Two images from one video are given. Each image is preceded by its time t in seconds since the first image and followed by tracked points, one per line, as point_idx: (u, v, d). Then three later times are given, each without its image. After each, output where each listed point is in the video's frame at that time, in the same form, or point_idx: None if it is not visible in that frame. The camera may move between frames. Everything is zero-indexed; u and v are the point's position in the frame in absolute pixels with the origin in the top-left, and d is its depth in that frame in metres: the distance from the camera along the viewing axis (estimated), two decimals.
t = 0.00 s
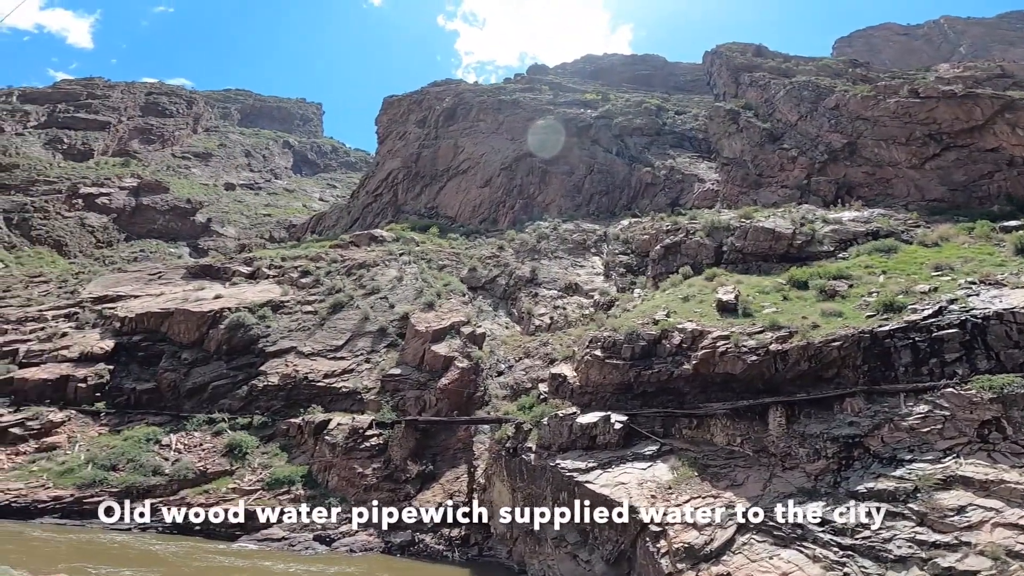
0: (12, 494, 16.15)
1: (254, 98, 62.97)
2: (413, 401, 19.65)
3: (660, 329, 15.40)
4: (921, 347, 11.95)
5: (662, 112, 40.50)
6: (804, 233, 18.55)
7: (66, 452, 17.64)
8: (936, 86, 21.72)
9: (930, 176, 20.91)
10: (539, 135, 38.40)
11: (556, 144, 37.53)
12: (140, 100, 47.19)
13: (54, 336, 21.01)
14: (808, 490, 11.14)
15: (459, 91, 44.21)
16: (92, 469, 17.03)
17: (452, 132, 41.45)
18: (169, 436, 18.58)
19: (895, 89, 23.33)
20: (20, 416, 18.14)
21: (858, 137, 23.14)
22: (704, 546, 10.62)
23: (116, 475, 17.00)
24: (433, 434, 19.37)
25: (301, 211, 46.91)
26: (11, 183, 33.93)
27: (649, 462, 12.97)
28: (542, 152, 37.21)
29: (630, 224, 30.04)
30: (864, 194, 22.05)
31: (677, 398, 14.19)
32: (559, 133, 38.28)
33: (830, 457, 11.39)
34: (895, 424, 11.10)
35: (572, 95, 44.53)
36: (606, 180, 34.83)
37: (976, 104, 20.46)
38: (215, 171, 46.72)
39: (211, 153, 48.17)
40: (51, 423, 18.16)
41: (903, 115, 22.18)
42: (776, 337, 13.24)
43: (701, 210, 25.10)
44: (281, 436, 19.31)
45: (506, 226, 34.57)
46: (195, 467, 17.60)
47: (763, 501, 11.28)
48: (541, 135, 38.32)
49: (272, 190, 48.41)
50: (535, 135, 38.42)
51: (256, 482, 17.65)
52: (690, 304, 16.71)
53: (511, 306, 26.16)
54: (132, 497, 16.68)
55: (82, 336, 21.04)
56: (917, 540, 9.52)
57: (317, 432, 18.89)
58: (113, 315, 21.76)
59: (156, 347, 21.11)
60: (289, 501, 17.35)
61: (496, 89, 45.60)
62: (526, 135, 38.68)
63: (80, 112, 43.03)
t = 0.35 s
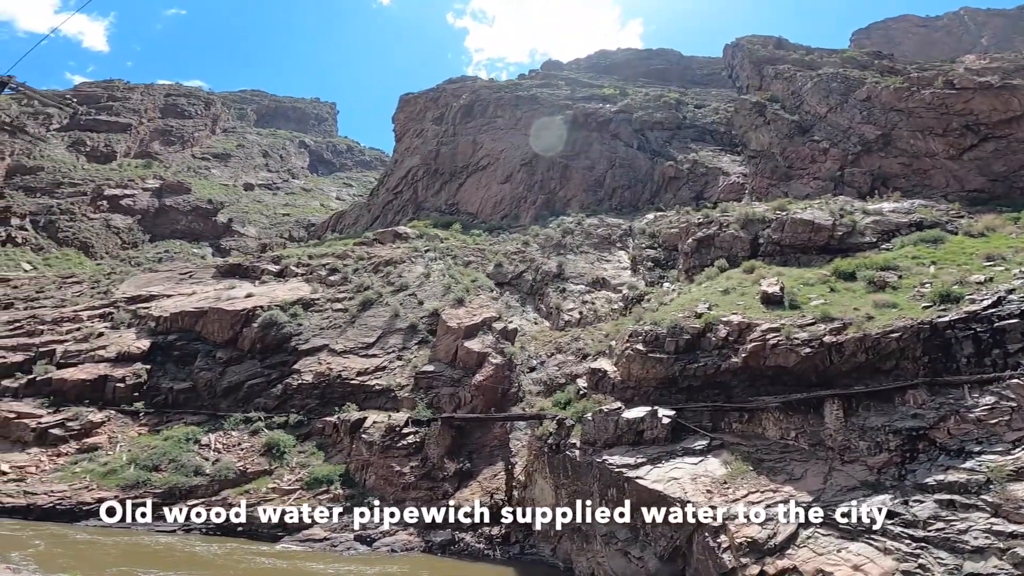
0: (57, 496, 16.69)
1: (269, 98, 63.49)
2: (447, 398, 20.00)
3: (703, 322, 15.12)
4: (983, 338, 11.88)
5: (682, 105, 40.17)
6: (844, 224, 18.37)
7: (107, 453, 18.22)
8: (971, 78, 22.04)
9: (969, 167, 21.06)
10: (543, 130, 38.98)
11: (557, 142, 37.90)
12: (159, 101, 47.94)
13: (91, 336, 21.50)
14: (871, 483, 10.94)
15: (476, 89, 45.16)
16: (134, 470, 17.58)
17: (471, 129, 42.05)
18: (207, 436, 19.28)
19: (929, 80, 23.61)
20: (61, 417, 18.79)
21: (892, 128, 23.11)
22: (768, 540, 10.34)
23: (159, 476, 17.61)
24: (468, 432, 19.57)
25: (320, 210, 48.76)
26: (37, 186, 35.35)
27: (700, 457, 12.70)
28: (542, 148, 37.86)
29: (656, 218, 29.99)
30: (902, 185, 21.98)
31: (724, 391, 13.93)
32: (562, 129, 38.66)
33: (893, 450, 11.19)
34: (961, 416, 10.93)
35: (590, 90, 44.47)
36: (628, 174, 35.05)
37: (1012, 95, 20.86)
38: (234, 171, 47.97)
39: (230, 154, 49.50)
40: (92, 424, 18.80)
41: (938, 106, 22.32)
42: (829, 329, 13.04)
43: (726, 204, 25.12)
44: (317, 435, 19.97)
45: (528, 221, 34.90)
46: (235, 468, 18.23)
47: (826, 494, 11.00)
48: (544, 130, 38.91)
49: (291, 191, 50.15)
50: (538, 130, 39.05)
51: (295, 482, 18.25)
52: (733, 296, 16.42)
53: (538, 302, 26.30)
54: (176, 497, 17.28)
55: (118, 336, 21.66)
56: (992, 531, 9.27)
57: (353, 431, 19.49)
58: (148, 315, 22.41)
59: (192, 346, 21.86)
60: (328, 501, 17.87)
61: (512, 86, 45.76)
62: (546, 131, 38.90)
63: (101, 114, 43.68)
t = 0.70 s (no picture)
0: (85, 493, 16.57)
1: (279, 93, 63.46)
2: (473, 393, 19.89)
3: (739, 317, 15.00)
4: None
5: (699, 101, 40.06)
6: (877, 220, 18.38)
7: (133, 448, 18.12)
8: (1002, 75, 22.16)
9: (999, 164, 21.21)
10: (546, 129, 39.18)
11: (560, 141, 38.07)
12: (172, 95, 47.86)
13: (114, 329, 21.47)
14: (921, 479, 10.85)
15: (489, 83, 45.40)
16: (161, 466, 17.51)
17: (485, 123, 42.08)
18: (232, 431, 19.27)
19: (957, 77, 23.80)
20: (86, 411, 18.67)
21: (921, 125, 23.36)
22: (821, 534, 10.26)
23: (186, 472, 17.54)
24: (494, 427, 19.39)
25: (331, 204, 48.87)
26: (52, 179, 35.36)
27: (742, 453, 12.53)
28: (546, 146, 38.01)
29: (674, 213, 29.86)
30: (932, 181, 22.23)
31: (762, 386, 13.80)
32: (564, 128, 38.87)
33: (942, 445, 11.07)
34: (1012, 412, 10.87)
35: (604, 85, 44.44)
36: (645, 169, 34.85)
37: None
38: (246, 165, 48.12)
39: (242, 148, 49.52)
40: (117, 418, 18.66)
41: (967, 103, 22.47)
42: (874, 324, 13.02)
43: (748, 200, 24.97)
44: (342, 430, 19.94)
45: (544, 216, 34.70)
46: (262, 463, 18.22)
47: (876, 490, 10.90)
48: (547, 129, 39.08)
49: (301, 184, 50.32)
50: (541, 129, 39.24)
51: (321, 477, 18.24)
52: (768, 291, 16.33)
53: (559, 296, 26.24)
54: (204, 493, 17.25)
55: (141, 328, 21.64)
56: None
57: (378, 426, 19.46)
58: (171, 307, 22.52)
59: (214, 339, 21.92)
60: (356, 497, 17.83)
61: (526, 81, 45.83)
62: (564, 126, 39.08)
63: (115, 108, 43.48)
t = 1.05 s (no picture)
0: (115, 495, 16.47)
1: (286, 91, 63.41)
2: (500, 390, 19.81)
3: (777, 311, 14.89)
4: None
5: (712, 96, 39.92)
6: (909, 214, 18.30)
7: (161, 449, 18.06)
8: None
9: None
10: (546, 129, 39.14)
11: (560, 141, 37.98)
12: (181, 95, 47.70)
13: (137, 328, 21.46)
14: (975, 472, 10.74)
15: (500, 80, 45.40)
16: (190, 467, 17.51)
17: (496, 120, 42.09)
18: (259, 430, 19.32)
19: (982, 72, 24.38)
20: (112, 411, 18.63)
21: (946, 120, 23.61)
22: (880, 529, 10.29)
23: (215, 473, 17.54)
24: (522, 425, 19.29)
25: (340, 203, 48.88)
26: (66, 179, 35.23)
27: (787, 448, 12.37)
28: (546, 146, 37.96)
29: (692, 209, 29.76)
30: (958, 176, 22.35)
31: (803, 381, 13.70)
32: (563, 129, 38.81)
33: (995, 439, 10.96)
34: None
35: (616, 81, 44.41)
36: (660, 165, 34.70)
37: None
38: (256, 165, 48.15)
39: (251, 147, 49.54)
40: (144, 418, 18.64)
41: (995, 98, 22.90)
42: (921, 318, 12.91)
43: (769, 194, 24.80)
44: (368, 429, 19.90)
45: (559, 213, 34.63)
46: (290, 464, 18.25)
47: (931, 484, 10.82)
48: (548, 128, 39.02)
49: (310, 183, 50.40)
50: (541, 129, 39.20)
51: (350, 478, 18.21)
52: (803, 285, 16.18)
53: (579, 292, 26.15)
54: (233, 494, 17.25)
55: (164, 328, 21.68)
56: None
57: (404, 425, 19.44)
58: (193, 306, 22.68)
59: (237, 338, 22.02)
60: (385, 497, 17.81)
61: (536, 77, 45.80)
62: (576, 122, 39.13)
63: (126, 108, 43.21)
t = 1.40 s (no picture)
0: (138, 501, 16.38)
1: (290, 94, 63.28)
2: (523, 393, 19.79)
3: (811, 311, 14.78)
4: None
5: (721, 97, 39.86)
6: (936, 214, 18.26)
7: (182, 453, 18.04)
8: None
9: None
10: (546, 131, 39.52)
11: (561, 142, 38.30)
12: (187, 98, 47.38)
13: (154, 331, 21.58)
14: None
15: (508, 81, 45.36)
16: (213, 472, 17.46)
17: (504, 122, 42.06)
18: (279, 434, 19.27)
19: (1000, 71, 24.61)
20: (131, 415, 18.69)
21: (965, 120, 23.76)
22: (934, 527, 10.22)
23: (238, 477, 17.48)
24: (546, 427, 19.19)
25: (345, 205, 48.77)
26: (73, 182, 34.84)
27: (829, 448, 12.23)
28: (549, 148, 38.32)
29: (707, 210, 29.61)
30: (978, 175, 22.42)
31: (840, 381, 13.62)
32: (564, 130, 39.10)
33: None
34: None
35: (624, 83, 44.42)
36: (672, 167, 34.52)
37: None
38: (262, 168, 48.08)
39: (257, 150, 49.45)
40: (163, 422, 18.68)
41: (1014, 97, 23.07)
42: (961, 317, 12.83)
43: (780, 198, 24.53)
44: (389, 432, 19.90)
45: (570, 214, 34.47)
46: (314, 468, 18.21)
47: (981, 482, 10.75)
48: (549, 129, 39.46)
49: (315, 186, 50.27)
50: (542, 132, 39.52)
51: (374, 481, 18.19)
52: (835, 285, 16.06)
53: (595, 294, 25.98)
54: (257, 498, 17.18)
55: (182, 330, 21.84)
56: None
57: (426, 428, 19.39)
58: (210, 309, 22.79)
59: (255, 340, 22.08)
60: (410, 501, 17.75)
61: (543, 79, 45.82)
62: (585, 124, 39.24)
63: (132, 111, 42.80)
